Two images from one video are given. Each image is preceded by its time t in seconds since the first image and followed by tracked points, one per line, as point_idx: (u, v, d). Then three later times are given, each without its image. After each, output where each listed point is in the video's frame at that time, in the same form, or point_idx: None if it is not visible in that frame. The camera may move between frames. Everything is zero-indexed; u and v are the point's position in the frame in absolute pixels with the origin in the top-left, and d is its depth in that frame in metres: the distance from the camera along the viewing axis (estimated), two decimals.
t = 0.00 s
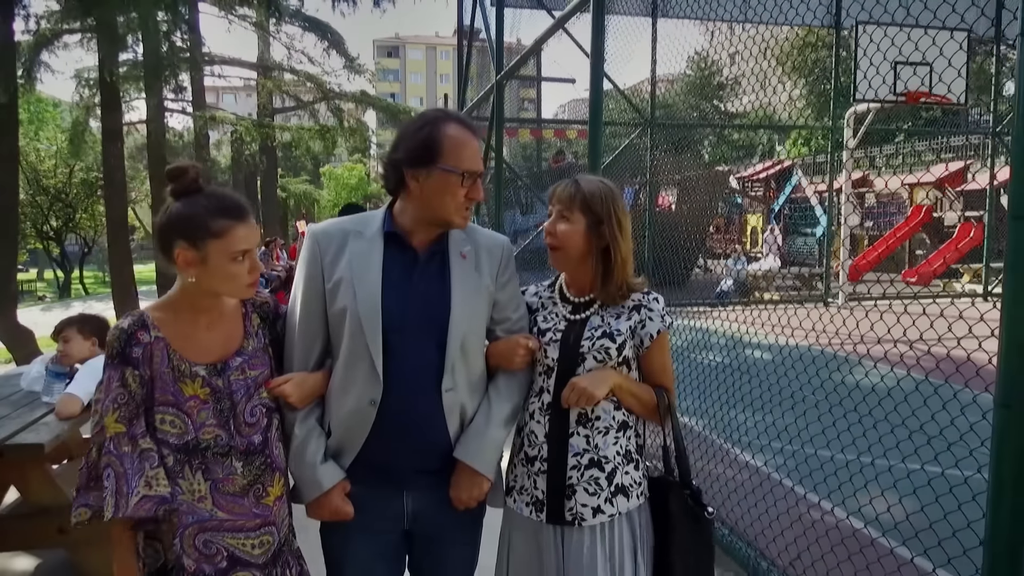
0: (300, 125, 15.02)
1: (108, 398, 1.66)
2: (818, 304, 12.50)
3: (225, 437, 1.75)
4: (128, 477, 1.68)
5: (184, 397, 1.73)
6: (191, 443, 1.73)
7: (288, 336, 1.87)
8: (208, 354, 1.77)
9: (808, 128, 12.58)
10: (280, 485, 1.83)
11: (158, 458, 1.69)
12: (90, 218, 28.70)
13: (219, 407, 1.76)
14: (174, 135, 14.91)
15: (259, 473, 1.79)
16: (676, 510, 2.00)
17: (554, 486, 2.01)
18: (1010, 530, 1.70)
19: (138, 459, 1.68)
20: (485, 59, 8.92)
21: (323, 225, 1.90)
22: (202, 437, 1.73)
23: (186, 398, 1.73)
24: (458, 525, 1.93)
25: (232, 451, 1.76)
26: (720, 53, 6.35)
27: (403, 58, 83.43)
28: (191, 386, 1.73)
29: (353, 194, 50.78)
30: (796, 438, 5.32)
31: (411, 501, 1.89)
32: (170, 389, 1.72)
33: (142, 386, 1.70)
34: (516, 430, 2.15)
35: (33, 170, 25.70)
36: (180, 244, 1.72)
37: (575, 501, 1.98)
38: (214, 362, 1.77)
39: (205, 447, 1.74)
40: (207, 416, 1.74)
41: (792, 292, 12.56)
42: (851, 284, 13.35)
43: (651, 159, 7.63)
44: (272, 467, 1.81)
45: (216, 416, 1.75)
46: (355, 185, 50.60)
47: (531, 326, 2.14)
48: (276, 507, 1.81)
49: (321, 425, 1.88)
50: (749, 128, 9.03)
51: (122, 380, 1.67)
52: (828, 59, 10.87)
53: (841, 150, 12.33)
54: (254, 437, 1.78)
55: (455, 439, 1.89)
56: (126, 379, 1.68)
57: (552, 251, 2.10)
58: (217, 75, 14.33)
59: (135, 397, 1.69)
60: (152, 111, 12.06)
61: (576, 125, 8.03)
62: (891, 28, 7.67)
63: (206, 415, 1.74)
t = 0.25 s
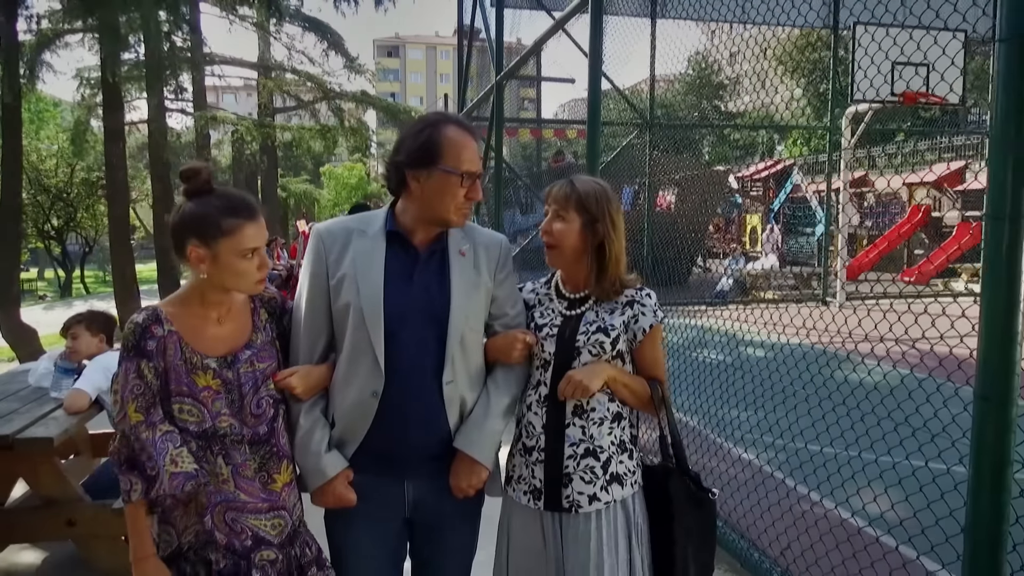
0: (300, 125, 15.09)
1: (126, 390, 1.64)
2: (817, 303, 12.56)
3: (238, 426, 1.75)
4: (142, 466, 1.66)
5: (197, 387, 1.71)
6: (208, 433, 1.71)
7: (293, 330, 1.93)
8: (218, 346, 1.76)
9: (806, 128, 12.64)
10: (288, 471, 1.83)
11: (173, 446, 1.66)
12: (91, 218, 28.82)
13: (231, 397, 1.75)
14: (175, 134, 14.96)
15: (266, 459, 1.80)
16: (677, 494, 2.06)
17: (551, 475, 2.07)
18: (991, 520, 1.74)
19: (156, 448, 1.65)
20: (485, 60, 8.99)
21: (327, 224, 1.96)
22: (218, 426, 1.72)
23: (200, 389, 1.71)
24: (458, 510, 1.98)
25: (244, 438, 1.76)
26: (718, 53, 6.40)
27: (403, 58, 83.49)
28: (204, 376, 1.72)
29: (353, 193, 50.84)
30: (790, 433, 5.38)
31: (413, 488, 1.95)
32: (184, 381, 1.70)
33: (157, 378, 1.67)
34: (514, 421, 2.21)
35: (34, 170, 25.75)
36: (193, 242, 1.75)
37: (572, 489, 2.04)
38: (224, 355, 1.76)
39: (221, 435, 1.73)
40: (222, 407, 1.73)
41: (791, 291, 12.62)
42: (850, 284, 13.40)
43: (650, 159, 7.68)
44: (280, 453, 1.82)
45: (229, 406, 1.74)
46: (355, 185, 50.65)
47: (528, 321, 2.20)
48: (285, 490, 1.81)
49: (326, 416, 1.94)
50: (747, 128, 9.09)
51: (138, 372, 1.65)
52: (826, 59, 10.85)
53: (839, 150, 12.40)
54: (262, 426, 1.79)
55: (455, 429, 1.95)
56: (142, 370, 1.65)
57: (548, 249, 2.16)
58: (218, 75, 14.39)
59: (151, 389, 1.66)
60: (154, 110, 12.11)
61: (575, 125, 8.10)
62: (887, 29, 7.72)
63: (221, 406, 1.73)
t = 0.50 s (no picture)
0: (301, 124, 15.14)
1: (142, 380, 1.69)
2: (816, 302, 12.62)
3: (247, 416, 1.80)
4: (154, 455, 1.70)
5: (209, 378, 1.76)
6: (219, 421, 1.76)
7: (298, 324, 1.97)
8: (227, 339, 1.81)
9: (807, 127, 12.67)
10: (295, 458, 1.89)
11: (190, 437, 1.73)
12: (92, 217, 28.86)
13: (239, 388, 1.80)
14: (176, 133, 15.01)
15: (274, 446, 1.85)
16: (670, 484, 2.12)
17: (550, 464, 2.11)
18: (975, 509, 1.78)
19: (173, 435, 1.72)
20: (485, 59, 9.03)
21: (329, 221, 2.00)
22: (228, 415, 1.77)
23: (211, 379, 1.76)
24: (459, 500, 2.03)
25: (252, 427, 1.81)
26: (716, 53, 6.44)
27: (403, 58, 83.49)
28: (213, 368, 1.76)
29: (353, 193, 50.86)
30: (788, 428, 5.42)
31: (414, 477, 1.99)
32: (195, 372, 1.74)
33: (170, 369, 1.72)
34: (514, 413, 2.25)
35: (35, 170, 25.78)
36: (202, 238, 1.80)
37: (569, 477, 2.08)
38: (233, 347, 1.81)
39: (232, 424, 1.78)
40: (232, 397, 1.78)
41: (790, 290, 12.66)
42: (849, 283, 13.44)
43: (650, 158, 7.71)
44: (288, 442, 1.88)
45: (239, 395, 1.79)
46: (356, 184, 50.65)
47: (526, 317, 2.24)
48: (293, 477, 1.87)
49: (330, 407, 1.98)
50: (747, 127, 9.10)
51: (152, 364, 1.70)
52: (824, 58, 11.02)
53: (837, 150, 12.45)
54: (269, 415, 1.84)
55: (456, 420, 1.99)
56: (157, 362, 1.70)
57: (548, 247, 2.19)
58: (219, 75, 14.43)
59: (164, 379, 1.71)
60: (155, 109, 12.14)
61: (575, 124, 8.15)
62: (885, 29, 7.74)
63: (230, 395, 1.78)
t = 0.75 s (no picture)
0: (302, 124, 15.17)
1: (153, 374, 1.74)
2: (815, 301, 12.65)
3: (252, 409, 1.84)
4: (168, 446, 1.76)
5: (216, 372, 1.80)
6: (226, 414, 1.81)
7: (303, 319, 2.01)
8: (234, 334, 1.85)
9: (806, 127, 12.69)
10: (290, 452, 1.92)
11: (201, 430, 1.78)
12: (93, 217, 28.88)
13: (244, 382, 1.84)
14: (176, 133, 15.03)
15: (273, 440, 1.89)
16: (660, 481, 2.15)
17: (548, 456, 2.15)
18: (966, 501, 1.82)
19: (187, 428, 1.78)
20: (485, 59, 9.06)
21: (332, 219, 2.03)
22: (233, 408, 1.81)
23: (218, 373, 1.80)
24: (460, 492, 2.06)
25: (255, 421, 1.85)
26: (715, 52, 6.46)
27: (403, 57, 83.47)
28: (221, 362, 1.80)
29: (354, 192, 50.85)
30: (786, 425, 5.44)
31: (417, 471, 2.02)
32: (203, 366, 1.78)
33: (180, 363, 1.77)
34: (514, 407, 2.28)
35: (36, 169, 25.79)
36: (210, 235, 1.83)
37: (567, 469, 2.12)
38: (241, 342, 1.85)
39: (237, 417, 1.82)
40: (237, 391, 1.82)
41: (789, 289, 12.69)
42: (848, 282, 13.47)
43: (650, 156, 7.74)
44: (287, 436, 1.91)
45: (244, 390, 1.83)
46: (356, 184, 50.65)
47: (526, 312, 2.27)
48: (285, 472, 1.90)
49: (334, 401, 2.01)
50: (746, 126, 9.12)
51: (161, 358, 1.74)
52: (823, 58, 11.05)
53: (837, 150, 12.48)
54: (273, 409, 1.88)
55: (457, 415, 2.02)
56: (167, 356, 1.75)
57: (549, 245, 2.22)
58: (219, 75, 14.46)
59: (174, 372, 1.76)
60: (156, 109, 12.17)
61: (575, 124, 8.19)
62: (884, 28, 7.76)
63: (236, 389, 1.82)
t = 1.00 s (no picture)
0: (303, 122, 15.16)
1: (161, 367, 1.76)
2: (816, 300, 12.65)
3: (256, 403, 1.86)
4: (174, 440, 1.79)
5: (223, 366, 1.83)
6: (233, 408, 1.83)
7: (307, 314, 2.02)
8: (240, 328, 1.86)
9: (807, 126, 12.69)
10: (287, 447, 1.94)
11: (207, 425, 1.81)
12: (94, 216, 28.82)
13: (249, 376, 1.86)
14: (177, 132, 15.04)
15: (274, 434, 1.91)
16: (661, 476, 2.16)
17: (552, 449, 2.17)
18: (966, 494, 1.82)
19: (193, 423, 1.80)
20: (486, 58, 9.06)
21: (337, 215, 2.04)
22: (239, 402, 1.84)
23: (225, 367, 1.82)
24: (465, 486, 2.07)
25: (259, 415, 1.87)
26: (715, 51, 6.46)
27: (404, 56, 83.43)
28: (228, 356, 1.83)
29: (354, 191, 50.83)
30: (787, 422, 5.45)
31: (421, 464, 2.03)
32: (211, 360, 1.81)
33: (187, 358, 1.79)
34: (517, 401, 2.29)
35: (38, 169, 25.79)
36: (217, 229, 1.84)
37: (572, 462, 2.15)
38: (248, 335, 1.87)
39: (244, 410, 1.84)
40: (243, 385, 1.84)
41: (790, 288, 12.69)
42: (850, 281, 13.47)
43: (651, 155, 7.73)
44: (283, 433, 1.92)
45: (249, 384, 1.86)
46: (356, 183, 50.63)
47: (529, 305, 2.27)
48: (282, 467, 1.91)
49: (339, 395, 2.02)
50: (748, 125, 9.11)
51: (169, 353, 1.77)
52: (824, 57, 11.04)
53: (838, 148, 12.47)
54: (277, 403, 1.89)
55: (461, 410, 2.03)
56: (175, 350, 1.77)
57: (564, 240, 2.21)
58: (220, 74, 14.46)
59: (181, 366, 1.79)
60: (157, 109, 12.18)
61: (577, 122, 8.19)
62: (885, 26, 7.75)
63: (242, 383, 1.84)
